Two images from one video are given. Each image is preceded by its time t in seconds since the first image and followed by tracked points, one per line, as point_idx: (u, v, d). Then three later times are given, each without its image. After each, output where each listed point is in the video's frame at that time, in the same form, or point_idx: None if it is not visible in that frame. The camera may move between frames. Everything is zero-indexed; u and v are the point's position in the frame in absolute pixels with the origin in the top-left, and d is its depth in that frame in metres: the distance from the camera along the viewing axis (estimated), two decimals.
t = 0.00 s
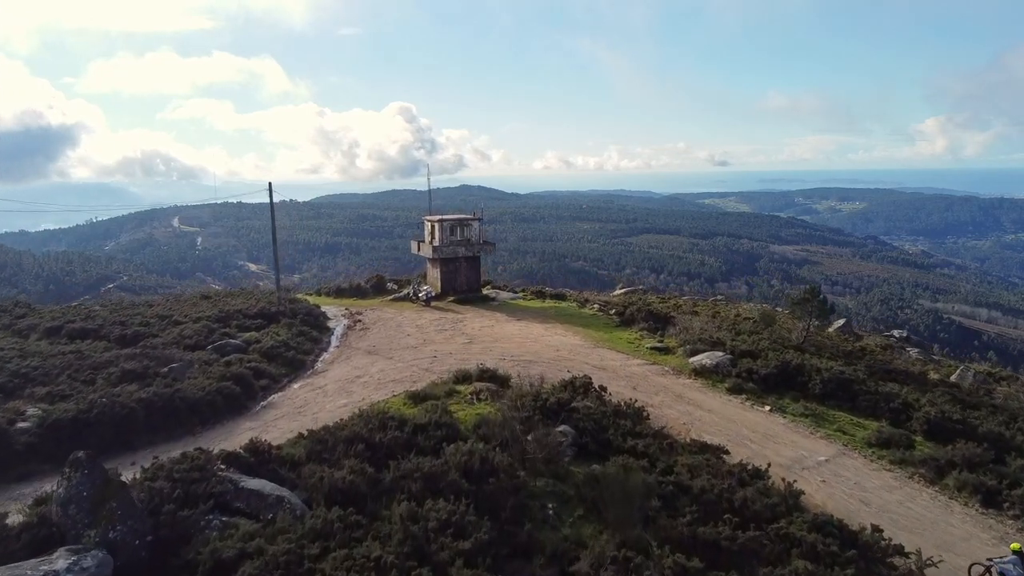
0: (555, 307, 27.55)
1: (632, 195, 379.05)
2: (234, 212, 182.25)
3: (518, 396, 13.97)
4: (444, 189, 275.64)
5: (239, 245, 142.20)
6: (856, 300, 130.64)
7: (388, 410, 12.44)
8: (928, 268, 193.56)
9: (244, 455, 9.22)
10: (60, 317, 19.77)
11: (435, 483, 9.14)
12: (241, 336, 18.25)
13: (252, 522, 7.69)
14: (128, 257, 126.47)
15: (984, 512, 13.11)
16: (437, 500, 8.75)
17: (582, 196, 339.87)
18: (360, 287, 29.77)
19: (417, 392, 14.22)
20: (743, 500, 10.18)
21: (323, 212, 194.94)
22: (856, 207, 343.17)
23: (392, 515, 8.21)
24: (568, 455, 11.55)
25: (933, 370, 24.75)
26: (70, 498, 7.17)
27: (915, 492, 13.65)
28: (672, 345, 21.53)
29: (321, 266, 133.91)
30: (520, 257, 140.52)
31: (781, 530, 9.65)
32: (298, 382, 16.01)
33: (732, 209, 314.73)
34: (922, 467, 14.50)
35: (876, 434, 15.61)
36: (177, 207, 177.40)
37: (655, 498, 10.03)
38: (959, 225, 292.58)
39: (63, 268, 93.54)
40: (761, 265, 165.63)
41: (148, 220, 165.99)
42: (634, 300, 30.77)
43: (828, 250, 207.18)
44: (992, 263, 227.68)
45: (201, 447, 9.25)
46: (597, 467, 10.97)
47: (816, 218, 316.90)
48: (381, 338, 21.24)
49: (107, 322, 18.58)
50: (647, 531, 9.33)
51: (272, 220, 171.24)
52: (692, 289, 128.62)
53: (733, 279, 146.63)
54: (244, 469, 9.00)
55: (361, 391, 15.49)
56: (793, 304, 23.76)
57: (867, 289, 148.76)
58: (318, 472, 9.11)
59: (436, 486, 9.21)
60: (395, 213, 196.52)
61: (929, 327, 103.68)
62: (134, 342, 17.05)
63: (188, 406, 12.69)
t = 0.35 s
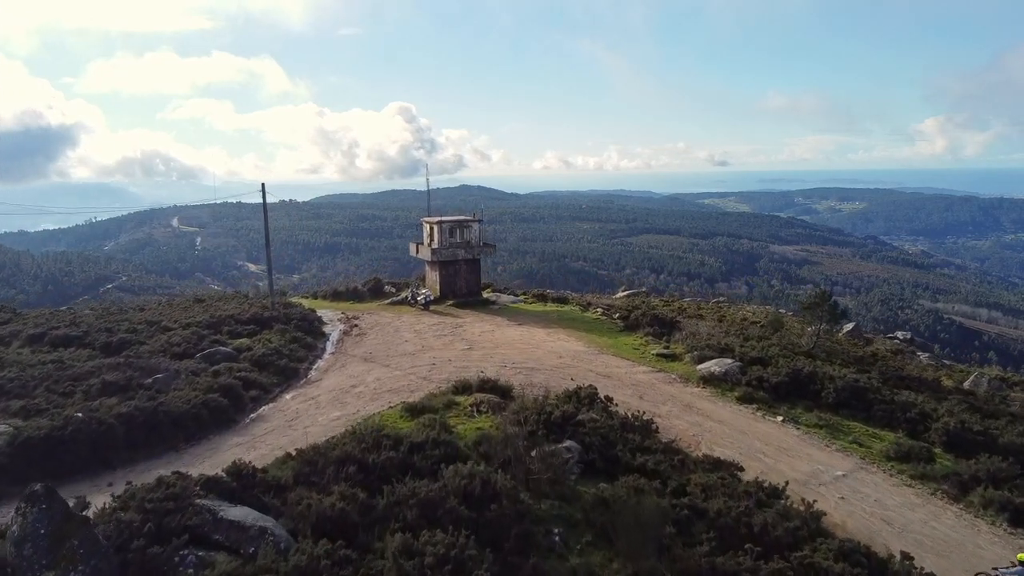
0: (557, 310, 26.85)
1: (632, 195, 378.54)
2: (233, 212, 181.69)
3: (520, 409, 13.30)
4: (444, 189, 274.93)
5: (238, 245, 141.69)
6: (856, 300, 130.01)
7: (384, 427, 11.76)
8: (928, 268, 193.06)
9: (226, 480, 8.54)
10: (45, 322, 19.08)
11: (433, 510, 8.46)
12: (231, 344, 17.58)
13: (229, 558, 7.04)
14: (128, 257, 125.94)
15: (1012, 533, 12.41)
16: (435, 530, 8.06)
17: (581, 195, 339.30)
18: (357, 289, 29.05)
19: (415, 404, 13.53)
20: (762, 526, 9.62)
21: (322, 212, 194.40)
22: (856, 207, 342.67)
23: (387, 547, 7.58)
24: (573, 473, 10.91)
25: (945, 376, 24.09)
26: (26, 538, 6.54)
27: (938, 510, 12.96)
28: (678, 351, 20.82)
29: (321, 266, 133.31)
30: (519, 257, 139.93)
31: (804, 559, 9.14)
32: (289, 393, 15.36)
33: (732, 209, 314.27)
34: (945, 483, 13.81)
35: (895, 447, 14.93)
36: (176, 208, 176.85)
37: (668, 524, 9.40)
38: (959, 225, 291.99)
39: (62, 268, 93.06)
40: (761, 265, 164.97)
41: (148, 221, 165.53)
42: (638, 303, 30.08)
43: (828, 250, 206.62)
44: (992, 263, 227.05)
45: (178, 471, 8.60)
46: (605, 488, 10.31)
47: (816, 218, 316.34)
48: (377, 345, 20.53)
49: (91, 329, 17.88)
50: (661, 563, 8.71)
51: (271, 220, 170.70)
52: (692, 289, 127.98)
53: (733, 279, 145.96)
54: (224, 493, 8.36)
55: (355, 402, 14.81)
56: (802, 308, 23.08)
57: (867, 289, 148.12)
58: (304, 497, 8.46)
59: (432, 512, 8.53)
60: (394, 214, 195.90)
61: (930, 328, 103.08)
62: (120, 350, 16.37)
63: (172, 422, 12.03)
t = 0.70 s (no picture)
0: (560, 314, 26.15)
1: (632, 195, 378.15)
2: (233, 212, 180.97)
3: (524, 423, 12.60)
4: (443, 189, 274.10)
5: (237, 245, 141.09)
6: (856, 300, 129.36)
7: (378, 444, 11.08)
8: (929, 268, 192.41)
9: (205, 509, 7.86)
10: (29, 328, 18.39)
11: (430, 542, 7.76)
12: (221, 352, 16.86)
13: None
14: (127, 257, 125.34)
15: None
16: (431, 566, 7.38)
17: (581, 195, 338.95)
18: (354, 293, 28.36)
19: (412, 417, 12.80)
20: (785, 554, 8.97)
21: (322, 212, 193.82)
22: (856, 207, 342.00)
23: None
24: (580, 494, 10.23)
25: (958, 382, 23.41)
26: None
27: (963, 529, 12.29)
28: (685, 357, 20.12)
29: (320, 266, 132.67)
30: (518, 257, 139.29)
31: None
32: (281, 404, 14.64)
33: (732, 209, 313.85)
34: (970, 500, 13.13)
35: (915, 461, 14.25)
36: (175, 208, 176.24)
37: (682, 552, 8.73)
38: (959, 225, 291.28)
39: (61, 268, 92.49)
40: (761, 265, 164.22)
41: (147, 221, 164.99)
42: (642, 307, 29.36)
43: (828, 250, 206.04)
44: (992, 263, 226.38)
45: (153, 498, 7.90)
46: (614, 511, 9.63)
47: (816, 218, 315.74)
48: (374, 351, 19.80)
49: (75, 336, 17.17)
50: None
51: (271, 220, 170.16)
52: (692, 289, 127.28)
53: (733, 279, 145.25)
54: (200, 523, 7.69)
55: (350, 414, 14.11)
56: (813, 313, 22.37)
57: (868, 289, 147.42)
58: (288, 527, 7.77)
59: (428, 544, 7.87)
60: (394, 213, 195.31)
61: (931, 328, 102.38)
62: (104, 358, 15.67)
63: (154, 437, 11.34)
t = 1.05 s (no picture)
0: (562, 319, 25.43)
1: (632, 195, 377.75)
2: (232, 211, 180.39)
3: (528, 439, 11.92)
4: (443, 190, 273.38)
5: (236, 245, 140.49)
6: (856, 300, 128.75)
7: (372, 464, 10.42)
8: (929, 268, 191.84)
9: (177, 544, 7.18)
10: (12, 334, 17.70)
11: None
12: (210, 361, 16.14)
13: None
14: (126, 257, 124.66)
15: None
16: None
17: (581, 195, 338.66)
18: (352, 297, 27.62)
19: (409, 432, 12.08)
20: None
21: (321, 212, 193.27)
22: (856, 207, 341.53)
23: None
24: (589, 520, 9.53)
25: (974, 388, 22.69)
26: None
27: (994, 552, 11.57)
28: (693, 364, 19.41)
29: (319, 266, 132.08)
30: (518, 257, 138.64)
31: None
32: (271, 416, 13.93)
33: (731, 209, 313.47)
34: (999, 519, 12.42)
35: (937, 476, 13.57)
36: (174, 209, 175.62)
37: None
38: (959, 225, 290.73)
39: (60, 267, 91.85)
40: (761, 265, 163.58)
41: (147, 221, 164.43)
42: (645, 311, 28.69)
43: (828, 250, 205.54)
44: (992, 263, 225.84)
45: (120, 533, 7.65)
46: (625, 540, 8.93)
47: (816, 218, 315.28)
48: (371, 358, 19.07)
49: (57, 343, 16.44)
50: None
51: (270, 220, 169.59)
52: (692, 289, 126.62)
53: (733, 279, 144.60)
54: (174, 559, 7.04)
55: (344, 427, 13.39)
56: (824, 317, 21.67)
57: (868, 289, 146.77)
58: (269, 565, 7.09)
59: None
60: (393, 213, 194.73)
61: (933, 328, 101.74)
62: (86, 369, 14.95)
63: (133, 456, 10.66)
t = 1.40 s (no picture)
0: (565, 323, 24.78)
1: (632, 195, 377.41)
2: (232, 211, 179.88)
3: (532, 457, 11.21)
4: (443, 190, 272.67)
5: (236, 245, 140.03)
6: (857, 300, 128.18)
7: (366, 489, 9.76)
8: (929, 268, 191.31)
9: None
10: None
11: None
12: (199, 370, 15.46)
13: None
14: (125, 258, 124.18)
15: None
16: None
17: (581, 195, 338.31)
18: (348, 301, 26.94)
19: (405, 449, 11.37)
20: None
21: (321, 212, 192.80)
22: (856, 207, 341.11)
23: None
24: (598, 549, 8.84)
25: (989, 395, 22.02)
26: None
27: None
28: (701, 372, 18.70)
29: (319, 266, 131.53)
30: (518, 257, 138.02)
31: None
32: (260, 431, 13.25)
33: (731, 209, 313.04)
34: None
35: (962, 493, 12.88)
36: (174, 209, 175.15)
37: None
38: (959, 225, 290.15)
39: (58, 267, 91.37)
40: (761, 265, 163.03)
41: (146, 222, 163.99)
42: (649, 315, 28.04)
43: (828, 250, 205.05)
44: (992, 263, 225.22)
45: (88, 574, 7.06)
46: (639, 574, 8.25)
47: (816, 218, 314.79)
48: (367, 366, 18.37)
49: (37, 352, 15.73)
50: None
51: (270, 221, 169.10)
52: (692, 290, 126.01)
53: (733, 279, 144.06)
54: None
55: (337, 442, 12.70)
56: (835, 323, 21.00)
57: (868, 289, 146.13)
58: None
59: None
60: (393, 213, 194.18)
61: (935, 328, 101.17)
62: (67, 379, 14.28)
63: (109, 477, 10.01)
